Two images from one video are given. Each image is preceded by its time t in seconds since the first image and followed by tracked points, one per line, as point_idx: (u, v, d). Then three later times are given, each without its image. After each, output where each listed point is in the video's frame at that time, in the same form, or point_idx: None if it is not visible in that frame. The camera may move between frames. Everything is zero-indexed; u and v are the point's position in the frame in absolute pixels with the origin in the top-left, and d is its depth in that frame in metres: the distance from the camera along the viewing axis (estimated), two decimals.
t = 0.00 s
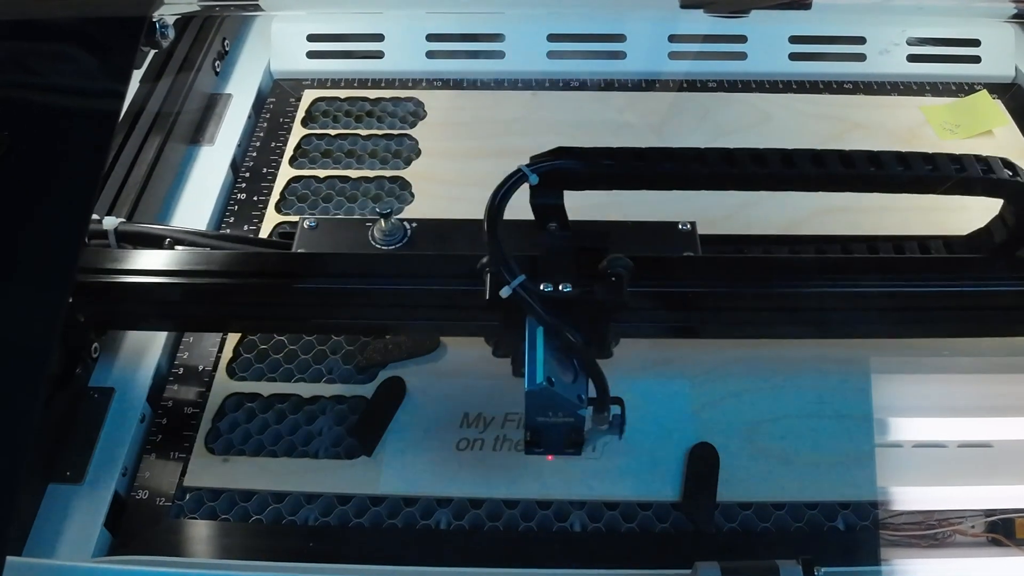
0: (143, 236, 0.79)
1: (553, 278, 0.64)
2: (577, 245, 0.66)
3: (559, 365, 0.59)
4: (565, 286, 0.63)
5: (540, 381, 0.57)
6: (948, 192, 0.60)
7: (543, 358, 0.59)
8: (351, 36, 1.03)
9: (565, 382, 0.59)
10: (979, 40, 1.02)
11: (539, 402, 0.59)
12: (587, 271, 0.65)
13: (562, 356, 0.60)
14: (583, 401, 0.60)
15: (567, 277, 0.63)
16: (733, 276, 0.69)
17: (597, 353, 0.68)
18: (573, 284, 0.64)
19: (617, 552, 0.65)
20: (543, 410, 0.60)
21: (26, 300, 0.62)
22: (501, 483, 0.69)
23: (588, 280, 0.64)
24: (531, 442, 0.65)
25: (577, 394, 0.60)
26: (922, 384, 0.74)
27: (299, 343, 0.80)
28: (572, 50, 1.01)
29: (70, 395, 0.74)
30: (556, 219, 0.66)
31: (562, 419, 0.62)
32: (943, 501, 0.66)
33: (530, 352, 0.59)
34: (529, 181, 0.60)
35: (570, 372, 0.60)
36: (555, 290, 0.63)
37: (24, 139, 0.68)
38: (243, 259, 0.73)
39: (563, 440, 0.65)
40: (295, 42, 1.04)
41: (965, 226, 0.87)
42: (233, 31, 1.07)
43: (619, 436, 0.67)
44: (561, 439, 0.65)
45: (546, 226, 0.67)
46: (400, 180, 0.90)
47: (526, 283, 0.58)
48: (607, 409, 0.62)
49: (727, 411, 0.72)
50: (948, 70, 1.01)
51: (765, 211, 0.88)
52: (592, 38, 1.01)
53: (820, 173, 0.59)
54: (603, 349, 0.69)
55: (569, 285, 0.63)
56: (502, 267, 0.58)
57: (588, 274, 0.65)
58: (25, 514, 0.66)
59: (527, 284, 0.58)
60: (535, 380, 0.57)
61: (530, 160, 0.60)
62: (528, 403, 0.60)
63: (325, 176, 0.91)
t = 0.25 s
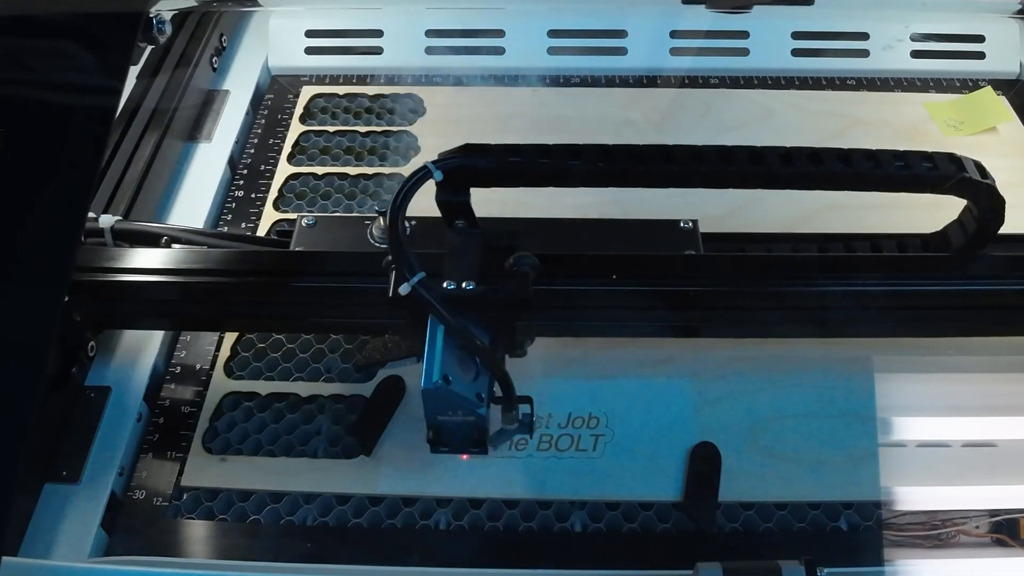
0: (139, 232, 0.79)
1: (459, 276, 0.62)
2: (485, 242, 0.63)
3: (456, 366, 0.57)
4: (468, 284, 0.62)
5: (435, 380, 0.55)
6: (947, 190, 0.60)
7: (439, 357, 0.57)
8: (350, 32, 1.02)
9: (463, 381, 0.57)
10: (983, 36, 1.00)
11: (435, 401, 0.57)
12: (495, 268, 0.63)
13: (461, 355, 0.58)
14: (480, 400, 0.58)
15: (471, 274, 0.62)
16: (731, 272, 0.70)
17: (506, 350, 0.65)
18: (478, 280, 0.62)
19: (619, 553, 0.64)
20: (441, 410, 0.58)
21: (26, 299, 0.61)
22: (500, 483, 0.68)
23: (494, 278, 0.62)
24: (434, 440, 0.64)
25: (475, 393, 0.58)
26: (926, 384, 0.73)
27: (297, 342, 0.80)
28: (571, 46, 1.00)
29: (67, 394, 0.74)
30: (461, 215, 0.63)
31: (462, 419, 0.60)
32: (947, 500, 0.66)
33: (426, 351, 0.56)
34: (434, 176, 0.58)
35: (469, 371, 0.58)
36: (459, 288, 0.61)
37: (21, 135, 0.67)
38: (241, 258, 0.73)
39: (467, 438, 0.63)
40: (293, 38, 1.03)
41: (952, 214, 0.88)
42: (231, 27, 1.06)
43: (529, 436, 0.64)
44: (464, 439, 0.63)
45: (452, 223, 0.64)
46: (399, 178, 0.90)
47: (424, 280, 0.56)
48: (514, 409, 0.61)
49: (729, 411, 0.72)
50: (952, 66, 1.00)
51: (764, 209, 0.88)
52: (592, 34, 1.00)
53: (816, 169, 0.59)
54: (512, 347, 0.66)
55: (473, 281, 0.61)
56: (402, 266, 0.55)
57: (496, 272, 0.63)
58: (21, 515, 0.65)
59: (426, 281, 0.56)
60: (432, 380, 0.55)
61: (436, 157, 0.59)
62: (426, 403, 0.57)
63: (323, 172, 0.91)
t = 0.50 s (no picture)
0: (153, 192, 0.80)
1: (496, 227, 0.66)
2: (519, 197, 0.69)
3: (500, 309, 0.62)
4: (506, 234, 0.65)
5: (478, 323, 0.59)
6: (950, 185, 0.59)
7: (484, 301, 0.60)
8: (347, 28, 1.01)
9: (507, 325, 0.61)
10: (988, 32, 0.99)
11: (479, 342, 0.62)
12: (531, 221, 0.67)
13: (504, 300, 0.62)
14: (523, 344, 0.62)
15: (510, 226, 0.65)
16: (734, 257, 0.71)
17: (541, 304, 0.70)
18: (514, 233, 0.65)
19: (620, 554, 0.64)
20: (484, 353, 0.64)
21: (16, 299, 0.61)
22: (500, 483, 0.67)
23: (529, 230, 0.66)
24: (478, 385, 0.69)
25: (517, 337, 0.62)
26: (930, 382, 0.73)
27: (295, 340, 0.79)
28: (570, 42, 1.01)
29: (63, 393, 0.73)
30: (501, 171, 0.70)
31: (504, 362, 0.66)
32: (952, 500, 0.65)
33: (472, 295, 0.60)
34: (476, 131, 0.63)
35: (512, 316, 0.62)
36: (498, 238, 0.65)
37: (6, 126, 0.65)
38: (253, 213, 0.74)
39: (505, 383, 0.69)
40: (291, 34, 1.03)
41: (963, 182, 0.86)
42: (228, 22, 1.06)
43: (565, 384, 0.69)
44: (504, 384, 0.69)
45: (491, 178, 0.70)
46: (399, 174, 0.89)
47: (468, 230, 0.60)
48: (552, 357, 0.64)
49: (732, 409, 0.71)
50: (955, 63, 0.99)
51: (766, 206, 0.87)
52: (593, 30, 0.99)
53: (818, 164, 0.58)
54: (547, 299, 0.72)
55: (510, 233, 0.65)
56: (446, 217, 0.60)
57: (530, 225, 0.66)
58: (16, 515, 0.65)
59: (470, 231, 0.60)
60: (476, 324, 0.59)
61: (477, 115, 0.64)
62: (470, 344, 0.63)
63: (321, 170, 0.90)
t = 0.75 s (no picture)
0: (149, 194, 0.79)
1: (567, 231, 0.64)
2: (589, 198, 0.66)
3: (574, 316, 0.59)
4: (578, 239, 0.63)
5: (555, 331, 0.57)
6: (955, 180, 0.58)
7: (559, 307, 0.58)
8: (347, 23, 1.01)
9: (580, 331, 0.59)
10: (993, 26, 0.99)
11: (553, 350, 0.59)
12: (602, 224, 0.64)
13: (577, 306, 0.60)
14: (598, 351, 0.60)
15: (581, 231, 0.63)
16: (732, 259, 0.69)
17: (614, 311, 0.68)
18: (586, 237, 0.63)
19: (621, 554, 0.63)
20: (555, 360, 0.61)
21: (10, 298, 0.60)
22: (500, 483, 0.67)
23: (602, 234, 0.64)
24: (547, 395, 0.65)
25: (591, 343, 0.59)
26: (933, 382, 0.72)
27: (293, 339, 0.78)
28: (572, 38, 1.00)
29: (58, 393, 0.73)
30: (570, 173, 0.66)
31: (576, 369, 0.61)
32: (955, 501, 0.65)
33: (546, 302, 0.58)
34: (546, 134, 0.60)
35: (584, 322, 0.60)
36: (569, 243, 0.63)
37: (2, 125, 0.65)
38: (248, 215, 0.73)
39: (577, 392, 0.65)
40: (290, 30, 1.02)
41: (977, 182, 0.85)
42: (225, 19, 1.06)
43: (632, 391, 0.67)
44: (575, 392, 0.64)
45: (559, 180, 0.66)
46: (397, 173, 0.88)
47: (540, 235, 0.58)
48: (621, 362, 0.59)
49: (733, 409, 0.70)
50: (958, 59, 0.99)
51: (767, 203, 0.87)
52: (594, 25, 0.99)
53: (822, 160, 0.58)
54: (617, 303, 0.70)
55: (582, 238, 0.63)
56: (517, 220, 0.58)
57: (601, 228, 0.64)
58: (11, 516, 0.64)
59: (542, 237, 0.58)
60: (552, 331, 0.57)
61: (546, 116, 0.62)
62: (544, 352, 0.60)
63: (319, 167, 0.89)
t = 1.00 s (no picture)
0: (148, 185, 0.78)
1: (623, 222, 0.66)
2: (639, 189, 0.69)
3: (630, 307, 0.62)
4: (632, 230, 0.65)
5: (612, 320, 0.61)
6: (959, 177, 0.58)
7: (616, 299, 0.62)
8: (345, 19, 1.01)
9: (637, 321, 0.62)
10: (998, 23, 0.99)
11: (612, 340, 0.63)
12: (654, 216, 0.67)
13: (632, 297, 0.63)
14: (653, 342, 0.63)
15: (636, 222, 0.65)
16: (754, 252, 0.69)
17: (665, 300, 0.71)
18: (641, 228, 0.66)
19: (622, 554, 0.63)
20: (614, 351, 0.64)
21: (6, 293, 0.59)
22: (500, 483, 0.66)
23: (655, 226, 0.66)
24: (602, 385, 0.69)
25: (648, 333, 0.62)
26: (936, 381, 0.72)
27: (291, 337, 0.78)
28: (573, 34, 0.99)
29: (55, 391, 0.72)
30: (621, 164, 0.70)
31: (634, 359, 0.65)
32: (959, 502, 0.64)
33: (602, 294, 0.62)
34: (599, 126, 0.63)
35: (641, 313, 0.62)
36: (624, 233, 0.65)
37: None
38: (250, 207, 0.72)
39: (633, 380, 0.68)
40: (287, 27, 1.01)
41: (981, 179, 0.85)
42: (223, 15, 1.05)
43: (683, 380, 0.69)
44: (633, 380, 0.68)
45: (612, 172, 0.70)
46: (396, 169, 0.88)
47: (597, 225, 0.61)
48: (673, 353, 0.62)
49: (736, 408, 0.70)
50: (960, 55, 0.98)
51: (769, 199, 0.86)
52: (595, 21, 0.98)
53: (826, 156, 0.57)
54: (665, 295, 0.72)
55: (638, 228, 0.65)
56: (576, 212, 0.61)
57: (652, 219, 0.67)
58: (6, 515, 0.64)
59: (599, 225, 0.61)
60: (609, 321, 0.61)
61: (597, 109, 0.64)
62: (602, 343, 0.64)
63: (317, 164, 0.88)
